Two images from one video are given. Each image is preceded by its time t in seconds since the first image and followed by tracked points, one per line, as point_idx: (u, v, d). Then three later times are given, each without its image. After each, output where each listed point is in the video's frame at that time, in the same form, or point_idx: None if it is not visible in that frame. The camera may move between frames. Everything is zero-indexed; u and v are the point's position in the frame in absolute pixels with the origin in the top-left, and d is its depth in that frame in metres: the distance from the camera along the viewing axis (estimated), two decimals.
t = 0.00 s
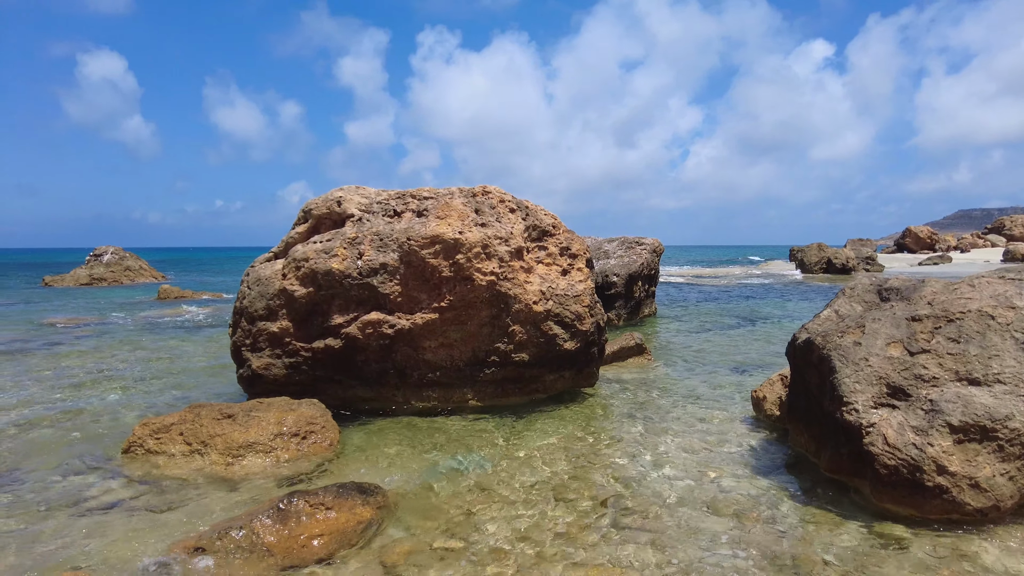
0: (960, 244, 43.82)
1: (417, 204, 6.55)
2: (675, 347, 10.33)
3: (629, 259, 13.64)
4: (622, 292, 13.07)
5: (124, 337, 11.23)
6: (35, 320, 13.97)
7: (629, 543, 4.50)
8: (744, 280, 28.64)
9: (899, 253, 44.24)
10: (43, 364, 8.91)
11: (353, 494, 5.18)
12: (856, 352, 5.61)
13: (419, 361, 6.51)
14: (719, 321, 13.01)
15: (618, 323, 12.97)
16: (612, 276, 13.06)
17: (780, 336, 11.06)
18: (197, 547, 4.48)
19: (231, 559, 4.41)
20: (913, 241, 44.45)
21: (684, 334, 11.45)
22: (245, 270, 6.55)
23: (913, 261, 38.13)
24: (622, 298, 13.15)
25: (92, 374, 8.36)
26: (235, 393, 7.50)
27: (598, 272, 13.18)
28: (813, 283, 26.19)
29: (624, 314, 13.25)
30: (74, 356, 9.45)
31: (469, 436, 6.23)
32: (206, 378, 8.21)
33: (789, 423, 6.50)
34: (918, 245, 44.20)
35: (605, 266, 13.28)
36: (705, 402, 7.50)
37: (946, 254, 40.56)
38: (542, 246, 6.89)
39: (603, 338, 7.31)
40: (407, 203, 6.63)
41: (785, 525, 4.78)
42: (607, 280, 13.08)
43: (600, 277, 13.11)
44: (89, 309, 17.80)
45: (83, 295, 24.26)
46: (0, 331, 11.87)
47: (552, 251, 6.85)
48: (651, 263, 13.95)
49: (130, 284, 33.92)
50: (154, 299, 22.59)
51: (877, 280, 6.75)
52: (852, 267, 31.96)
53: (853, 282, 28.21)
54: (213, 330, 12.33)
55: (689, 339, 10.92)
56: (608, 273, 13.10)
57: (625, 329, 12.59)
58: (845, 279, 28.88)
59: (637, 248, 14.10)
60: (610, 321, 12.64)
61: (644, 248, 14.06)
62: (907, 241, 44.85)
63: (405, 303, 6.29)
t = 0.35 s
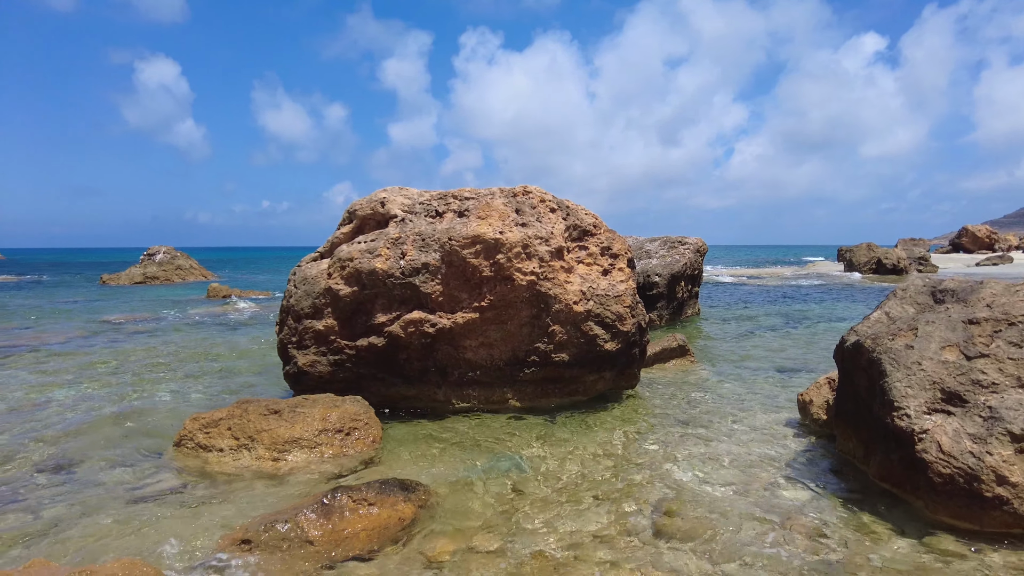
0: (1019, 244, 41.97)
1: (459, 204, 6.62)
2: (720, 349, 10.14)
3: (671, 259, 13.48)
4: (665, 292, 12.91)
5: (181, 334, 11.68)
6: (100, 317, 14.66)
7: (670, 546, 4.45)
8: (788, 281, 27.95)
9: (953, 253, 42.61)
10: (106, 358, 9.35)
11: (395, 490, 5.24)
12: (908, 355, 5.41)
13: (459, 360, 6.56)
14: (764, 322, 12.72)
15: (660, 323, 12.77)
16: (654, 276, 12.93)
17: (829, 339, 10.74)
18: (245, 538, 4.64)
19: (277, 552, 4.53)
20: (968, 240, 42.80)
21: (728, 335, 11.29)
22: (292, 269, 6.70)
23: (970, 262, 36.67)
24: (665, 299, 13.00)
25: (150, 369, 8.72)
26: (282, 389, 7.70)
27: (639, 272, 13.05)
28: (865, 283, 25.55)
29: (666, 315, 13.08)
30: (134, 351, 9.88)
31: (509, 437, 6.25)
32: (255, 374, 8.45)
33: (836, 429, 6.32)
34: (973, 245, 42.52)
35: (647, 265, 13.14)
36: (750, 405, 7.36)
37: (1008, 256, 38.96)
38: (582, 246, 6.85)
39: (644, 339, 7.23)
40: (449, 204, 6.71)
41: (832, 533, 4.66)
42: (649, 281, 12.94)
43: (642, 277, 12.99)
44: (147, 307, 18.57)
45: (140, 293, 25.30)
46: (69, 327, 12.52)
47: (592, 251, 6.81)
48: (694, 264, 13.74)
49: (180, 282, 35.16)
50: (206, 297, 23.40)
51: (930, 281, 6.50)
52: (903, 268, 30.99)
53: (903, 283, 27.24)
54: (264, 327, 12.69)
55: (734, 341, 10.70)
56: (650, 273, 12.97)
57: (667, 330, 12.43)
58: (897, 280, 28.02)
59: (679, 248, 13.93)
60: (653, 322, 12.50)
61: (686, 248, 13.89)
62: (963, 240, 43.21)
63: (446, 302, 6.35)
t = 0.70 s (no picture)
0: None
1: (491, 204, 6.65)
2: (756, 350, 9.99)
3: (706, 258, 13.35)
4: (700, 292, 12.88)
5: (223, 330, 12.01)
6: (146, 313, 15.20)
7: (703, 550, 4.40)
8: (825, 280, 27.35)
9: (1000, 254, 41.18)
10: (152, 354, 9.69)
11: (428, 488, 5.28)
12: (953, 358, 5.22)
13: (492, 360, 6.59)
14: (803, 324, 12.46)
15: (694, 323, 12.89)
16: (688, 276, 12.91)
17: (869, 340, 10.47)
18: (282, 533, 4.70)
19: (313, 548, 4.61)
20: (1017, 240, 41.34)
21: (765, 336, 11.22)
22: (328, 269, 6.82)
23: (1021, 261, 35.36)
24: (698, 300, 12.93)
25: (193, 365, 9.00)
26: (318, 386, 7.85)
27: (673, 272, 13.07)
28: (909, 284, 25.00)
29: (700, 316, 13.08)
30: (179, 347, 10.21)
31: (540, 437, 6.25)
32: (293, 371, 8.64)
33: (876, 434, 6.16)
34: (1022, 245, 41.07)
35: (681, 265, 13.09)
36: (787, 409, 7.23)
37: None
38: (615, 246, 6.81)
39: (678, 340, 7.15)
40: (481, 203, 6.74)
41: (872, 540, 4.54)
42: (684, 281, 12.83)
43: (677, 277, 12.88)
44: (189, 304, 19.14)
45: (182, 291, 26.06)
46: (117, 324, 13.00)
47: (626, 251, 6.76)
48: (730, 263, 13.55)
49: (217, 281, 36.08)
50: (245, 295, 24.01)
51: (977, 282, 6.27)
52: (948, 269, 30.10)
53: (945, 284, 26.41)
54: (302, 325, 12.97)
55: (770, 342, 10.52)
56: (684, 272, 12.95)
57: (702, 330, 12.38)
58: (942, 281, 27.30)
59: (714, 248, 13.72)
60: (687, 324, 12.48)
61: (722, 248, 13.68)
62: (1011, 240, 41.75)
63: (479, 302, 6.40)
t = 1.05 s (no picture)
0: None
1: (518, 204, 6.66)
2: (787, 352, 9.82)
3: (736, 258, 13.17)
4: (729, 293, 12.74)
5: (255, 329, 12.25)
6: (181, 312, 15.58)
7: (732, 554, 4.35)
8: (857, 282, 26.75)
9: None
10: (187, 350, 9.93)
11: (456, 487, 5.31)
12: (994, 362, 5.05)
13: (518, 359, 6.60)
14: (836, 326, 12.23)
15: (724, 324, 12.78)
16: (717, 277, 12.75)
17: (905, 343, 10.20)
18: (312, 529, 4.78)
19: (343, 545, 4.68)
20: None
21: (797, 337, 11.04)
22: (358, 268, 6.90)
23: None
24: (728, 301, 12.79)
25: (226, 361, 9.20)
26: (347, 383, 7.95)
27: (703, 272, 12.93)
28: (946, 286, 24.38)
29: (730, 317, 12.94)
30: (213, 344, 10.45)
31: (566, 438, 6.25)
32: (322, 368, 8.78)
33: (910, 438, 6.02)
34: None
35: (711, 265, 12.92)
36: (819, 411, 7.10)
37: None
38: (643, 246, 6.77)
39: (707, 342, 7.07)
40: (509, 203, 6.76)
41: (906, 547, 4.45)
42: (713, 281, 12.67)
43: (706, 278, 12.73)
44: (222, 303, 19.55)
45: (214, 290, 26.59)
46: (153, 321, 13.36)
47: (654, 251, 6.71)
48: (761, 264, 13.34)
49: (246, 280, 36.73)
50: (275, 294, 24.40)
51: (1019, 283, 6.06)
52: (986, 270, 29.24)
53: (982, 285, 25.64)
54: (331, 323, 13.14)
55: (802, 344, 10.33)
56: (714, 273, 12.79)
57: (731, 332, 12.24)
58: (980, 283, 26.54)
59: (744, 247, 13.53)
60: (717, 325, 12.34)
61: (752, 247, 13.49)
62: None
63: (506, 302, 6.43)
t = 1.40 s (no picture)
0: None
1: (543, 203, 6.67)
2: (815, 354, 9.66)
3: (763, 258, 12.99)
4: (757, 293, 12.55)
5: (282, 327, 12.44)
6: (209, 310, 15.87)
7: (758, 557, 4.30)
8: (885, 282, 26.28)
9: None
10: (217, 348, 10.13)
11: (481, 486, 5.33)
12: None
13: (543, 359, 6.61)
14: (866, 327, 11.99)
15: (750, 326, 12.57)
16: (744, 277, 12.54)
17: (938, 345, 9.96)
18: (340, 525, 4.83)
19: (369, 542, 4.72)
20: None
21: (826, 338, 10.87)
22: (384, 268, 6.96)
23: None
24: (755, 301, 12.62)
25: (254, 359, 9.37)
26: (372, 382, 8.03)
27: (729, 272, 12.75)
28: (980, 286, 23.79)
29: (757, 318, 12.76)
30: (241, 342, 10.65)
31: (591, 438, 6.25)
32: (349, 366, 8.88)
33: (944, 443, 5.89)
34: None
35: (737, 265, 12.72)
36: (849, 415, 6.99)
37: None
38: (669, 246, 6.74)
39: (733, 343, 7.04)
40: (533, 203, 6.77)
41: (939, 554, 4.35)
42: (740, 281, 12.51)
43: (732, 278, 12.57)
44: (250, 301, 19.89)
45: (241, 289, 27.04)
46: (184, 319, 13.66)
47: (680, 251, 6.68)
48: (788, 264, 13.15)
49: (271, 278, 37.28)
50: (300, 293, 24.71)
51: None
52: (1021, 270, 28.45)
53: (1017, 286, 24.98)
54: (356, 323, 13.27)
55: (830, 346, 10.16)
56: (741, 273, 12.57)
57: (757, 333, 12.08)
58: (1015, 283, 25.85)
59: (771, 247, 13.34)
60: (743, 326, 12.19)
61: (779, 247, 13.31)
62: None
63: (530, 302, 6.43)
